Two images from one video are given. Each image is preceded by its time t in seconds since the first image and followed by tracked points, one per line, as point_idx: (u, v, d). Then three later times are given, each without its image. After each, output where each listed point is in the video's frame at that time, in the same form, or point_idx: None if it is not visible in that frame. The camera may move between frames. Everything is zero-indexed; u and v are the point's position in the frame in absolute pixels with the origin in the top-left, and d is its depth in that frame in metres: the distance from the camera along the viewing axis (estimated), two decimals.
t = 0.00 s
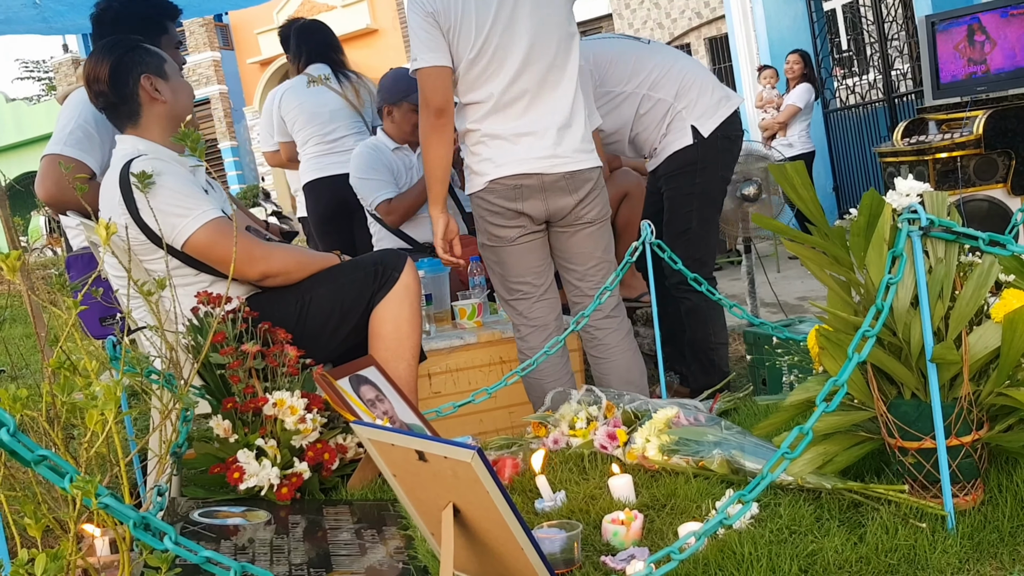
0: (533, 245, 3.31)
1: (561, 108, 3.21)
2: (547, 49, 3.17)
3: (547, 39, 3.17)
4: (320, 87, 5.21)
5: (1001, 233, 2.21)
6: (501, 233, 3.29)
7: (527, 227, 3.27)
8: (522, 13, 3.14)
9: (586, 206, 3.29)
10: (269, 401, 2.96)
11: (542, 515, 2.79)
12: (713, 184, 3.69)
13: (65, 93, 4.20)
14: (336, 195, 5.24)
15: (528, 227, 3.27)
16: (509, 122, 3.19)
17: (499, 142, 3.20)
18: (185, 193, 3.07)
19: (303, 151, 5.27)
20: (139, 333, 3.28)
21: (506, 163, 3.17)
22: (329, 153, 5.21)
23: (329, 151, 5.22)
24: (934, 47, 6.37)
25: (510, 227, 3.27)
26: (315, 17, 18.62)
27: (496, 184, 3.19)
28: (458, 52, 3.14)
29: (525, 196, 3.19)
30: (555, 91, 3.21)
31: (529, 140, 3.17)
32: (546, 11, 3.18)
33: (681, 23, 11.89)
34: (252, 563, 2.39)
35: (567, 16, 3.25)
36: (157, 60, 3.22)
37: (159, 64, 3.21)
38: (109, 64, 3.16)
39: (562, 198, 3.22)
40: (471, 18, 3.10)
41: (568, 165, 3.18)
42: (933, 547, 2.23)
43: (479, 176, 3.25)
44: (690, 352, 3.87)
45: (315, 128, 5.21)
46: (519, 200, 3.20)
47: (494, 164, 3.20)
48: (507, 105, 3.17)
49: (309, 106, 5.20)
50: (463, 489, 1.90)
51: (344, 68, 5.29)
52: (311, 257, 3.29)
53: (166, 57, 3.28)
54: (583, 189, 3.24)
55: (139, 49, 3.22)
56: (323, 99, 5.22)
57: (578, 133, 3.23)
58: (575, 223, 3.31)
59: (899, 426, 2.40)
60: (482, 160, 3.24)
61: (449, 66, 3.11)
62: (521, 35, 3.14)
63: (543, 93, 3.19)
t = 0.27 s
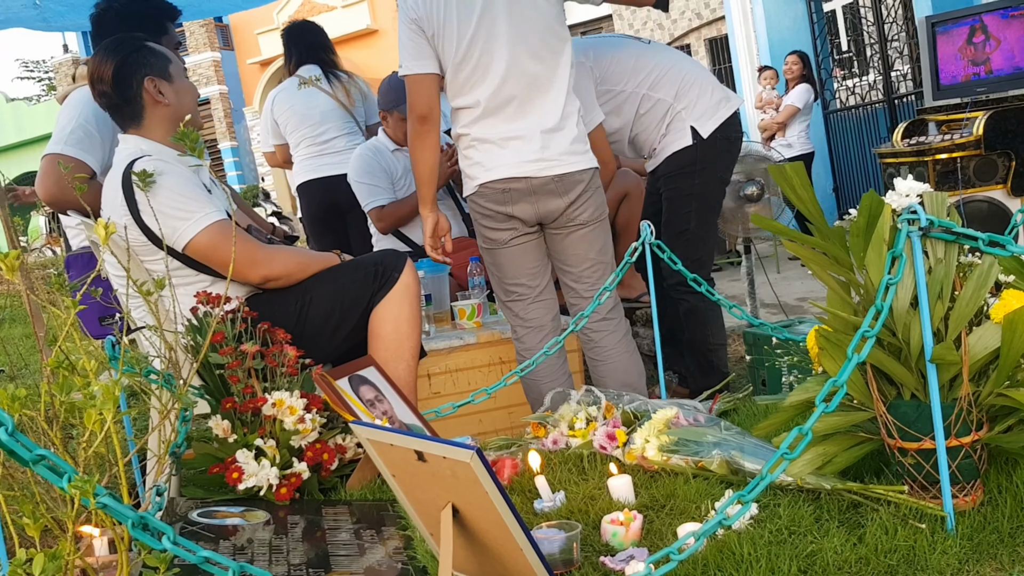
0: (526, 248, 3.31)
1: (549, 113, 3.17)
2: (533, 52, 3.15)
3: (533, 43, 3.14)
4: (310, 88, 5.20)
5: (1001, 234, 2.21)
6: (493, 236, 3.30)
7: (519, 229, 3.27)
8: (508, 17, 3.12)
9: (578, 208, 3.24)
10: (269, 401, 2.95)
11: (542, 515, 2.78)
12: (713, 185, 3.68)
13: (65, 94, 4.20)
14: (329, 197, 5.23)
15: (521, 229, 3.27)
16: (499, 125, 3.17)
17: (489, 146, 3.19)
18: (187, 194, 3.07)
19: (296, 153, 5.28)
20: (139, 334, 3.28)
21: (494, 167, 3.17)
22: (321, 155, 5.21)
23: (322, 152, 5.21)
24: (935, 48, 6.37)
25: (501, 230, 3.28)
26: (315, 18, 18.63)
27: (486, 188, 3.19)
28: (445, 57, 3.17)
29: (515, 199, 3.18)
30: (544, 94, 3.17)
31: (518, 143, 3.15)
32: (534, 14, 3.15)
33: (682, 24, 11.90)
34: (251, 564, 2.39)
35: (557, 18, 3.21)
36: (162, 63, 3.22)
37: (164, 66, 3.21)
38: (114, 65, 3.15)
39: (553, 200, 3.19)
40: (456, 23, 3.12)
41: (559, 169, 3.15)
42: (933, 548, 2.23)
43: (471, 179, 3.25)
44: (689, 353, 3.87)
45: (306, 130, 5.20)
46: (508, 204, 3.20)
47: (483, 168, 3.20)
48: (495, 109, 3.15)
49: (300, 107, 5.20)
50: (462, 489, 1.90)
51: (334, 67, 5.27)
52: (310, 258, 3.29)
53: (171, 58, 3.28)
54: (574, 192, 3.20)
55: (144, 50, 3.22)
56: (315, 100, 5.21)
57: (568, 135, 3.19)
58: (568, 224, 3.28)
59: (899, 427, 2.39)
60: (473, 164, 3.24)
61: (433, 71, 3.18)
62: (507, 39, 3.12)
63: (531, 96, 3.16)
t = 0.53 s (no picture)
0: (524, 249, 3.32)
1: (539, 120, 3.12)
2: (522, 58, 3.10)
3: (521, 49, 3.10)
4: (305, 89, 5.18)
5: (1005, 236, 2.20)
6: (491, 238, 3.34)
7: (515, 230, 3.28)
8: (495, 23, 3.10)
9: (573, 211, 3.18)
10: (271, 401, 2.95)
11: (544, 515, 2.78)
12: (715, 186, 3.68)
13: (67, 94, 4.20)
14: (324, 200, 5.25)
15: (517, 231, 3.28)
16: (489, 131, 3.17)
17: (482, 151, 3.20)
18: (189, 197, 3.07)
19: (291, 154, 5.31)
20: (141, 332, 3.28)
21: (487, 171, 3.18)
22: (316, 157, 5.23)
23: (316, 154, 5.23)
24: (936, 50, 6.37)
25: (498, 232, 3.30)
26: (316, 17, 18.63)
27: (478, 192, 3.23)
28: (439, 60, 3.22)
29: (507, 203, 3.19)
30: (533, 102, 3.11)
31: (509, 148, 3.14)
32: (523, 19, 3.09)
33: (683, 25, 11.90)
34: (253, 563, 2.39)
35: (548, 23, 3.13)
36: (169, 66, 3.21)
37: (171, 69, 3.21)
38: (122, 65, 3.15)
39: (547, 203, 3.16)
40: (445, 28, 3.17)
41: (551, 172, 3.11)
42: (935, 549, 2.23)
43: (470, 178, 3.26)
44: (691, 354, 3.86)
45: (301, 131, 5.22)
46: (500, 207, 3.21)
47: (476, 172, 3.22)
48: (484, 115, 3.15)
49: (295, 109, 5.20)
50: (465, 490, 1.90)
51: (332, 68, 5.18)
52: (313, 259, 3.28)
53: (179, 61, 3.28)
54: (566, 196, 3.15)
55: (152, 52, 3.22)
56: (310, 102, 5.20)
57: (563, 138, 3.13)
58: (564, 228, 3.23)
59: (902, 428, 2.39)
60: (467, 168, 3.27)
61: (428, 72, 3.28)
62: (495, 46, 3.11)
63: (519, 103, 3.12)
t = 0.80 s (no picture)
0: (519, 248, 3.31)
1: (517, 125, 3.12)
2: (498, 63, 3.10)
3: (497, 54, 3.10)
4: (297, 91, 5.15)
5: (999, 234, 2.20)
6: (486, 236, 3.34)
7: (509, 229, 3.28)
8: (473, 27, 3.12)
9: (565, 211, 3.16)
10: (266, 398, 2.96)
11: (539, 513, 2.79)
12: (711, 186, 3.68)
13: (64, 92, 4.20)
14: (317, 200, 5.25)
15: (510, 230, 3.28)
16: (475, 133, 3.21)
17: (474, 153, 3.22)
18: (183, 196, 3.07)
19: (286, 156, 5.31)
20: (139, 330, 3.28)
21: (478, 171, 3.20)
22: (309, 159, 5.22)
23: (309, 157, 5.23)
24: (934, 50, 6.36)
25: (493, 231, 3.31)
26: (315, 17, 18.63)
27: (470, 193, 3.26)
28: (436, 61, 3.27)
29: (497, 204, 3.20)
30: (511, 106, 3.12)
31: (496, 151, 3.15)
32: (496, 24, 3.07)
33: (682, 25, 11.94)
34: (247, 561, 2.39)
35: (521, 28, 3.06)
36: (163, 64, 3.21)
37: (164, 67, 3.20)
38: (115, 63, 3.15)
39: (536, 205, 3.15)
40: (436, 30, 3.24)
41: (543, 173, 3.10)
42: (930, 548, 2.23)
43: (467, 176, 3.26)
44: (687, 354, 3.86)
45: (293, 134, 5.21)
46: (491, 209, 3.23)
47: (468, 172, 3.26)
48: (470, 117, 3.19)
49: (288, 110, 5.17)
50: (459, 487, 1.90)
51: (324, 68, 5.15)
52: (309, 257, 3.28)
53: (173, 59, 3.27)
54: (556, 197, 3.13)
55: (146, 49, 3.21)
56: (303, 103, 5.17)
57: (552, 137, 3.12)
58: (557, 228, 3.20)
59: (897, 426, 2.39)
60: (461, 168, 3.31)
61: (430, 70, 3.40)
62: (475, 49, 3.13)
63: (497, 107, 3.14)
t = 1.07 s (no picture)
0: (523, 246, 3.30)
1: (518, 122, 3.12)
2: (498, 60, 3.10)
3: (497, 52, 3.10)
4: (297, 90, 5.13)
5: (1000, 234, 2.20)
6: (491, 234, 3.34)
7: (513, 227, 3.27)
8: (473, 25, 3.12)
9: (567, 209, 3.16)
10: (267, 397, 2.97)
11: (539, 512, 2.79)
12: (713, 185, 3.67)
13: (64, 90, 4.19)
14: (317, 199, 5.25)
15: (514, 228, 3.27)
16: (476, 130, 3.22)
17: (478, 151, 3.23)
18: (184, 194, 3.07)
19: (285, 155, 5.30)
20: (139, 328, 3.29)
21: (482, 169, 3.21)
22: (307, 160, 5.23)
23: (308, 158, 5.23)
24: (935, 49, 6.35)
25: (497, 229, 3.31)
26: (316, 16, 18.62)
27: (477, 189, 3.24)
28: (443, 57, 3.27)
29: (500, 202, 3.21)
30: (513, 104, 3.12)
31: (498, 149, 3.16)
32: (496, 21, 3.07)
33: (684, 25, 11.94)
34: (248, 560, 2.39)
35: (522, 26, 3.05)
36: (163, 62, 3.21)
37: (164, 65, 3.20)
38: (115, 61, 3.15)
39: (538, 202, 3.15)
40: (438, 28, 3.25)
41: (543, 172, 3.10)
42: (931, 547, 2.23)
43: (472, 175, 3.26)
44: (688, 354, 3.85)
45: (293, 134, 5.21)
46: (495, 207, 3.23)
47: (471, 170, 3.26)
48: (473, 115, 3.19)
49: (288, 109, 5.17)
50: (460, 486, 1.90)
51: (323, 66, 5.13)
52: (310, 256, 3.28)
53: (172, 57, 3.26)
54: (558, 194, 3.13)
55: (146, 48, 3.21)
56: (303, 103, 5.16)
57: (555, 134, 3.12)
58: (560, 226, 3.21)
59: (897, 425, 2.39)
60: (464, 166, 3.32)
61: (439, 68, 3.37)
62: (475, 47, 3.14)
63: (498, 104, 3.14)
